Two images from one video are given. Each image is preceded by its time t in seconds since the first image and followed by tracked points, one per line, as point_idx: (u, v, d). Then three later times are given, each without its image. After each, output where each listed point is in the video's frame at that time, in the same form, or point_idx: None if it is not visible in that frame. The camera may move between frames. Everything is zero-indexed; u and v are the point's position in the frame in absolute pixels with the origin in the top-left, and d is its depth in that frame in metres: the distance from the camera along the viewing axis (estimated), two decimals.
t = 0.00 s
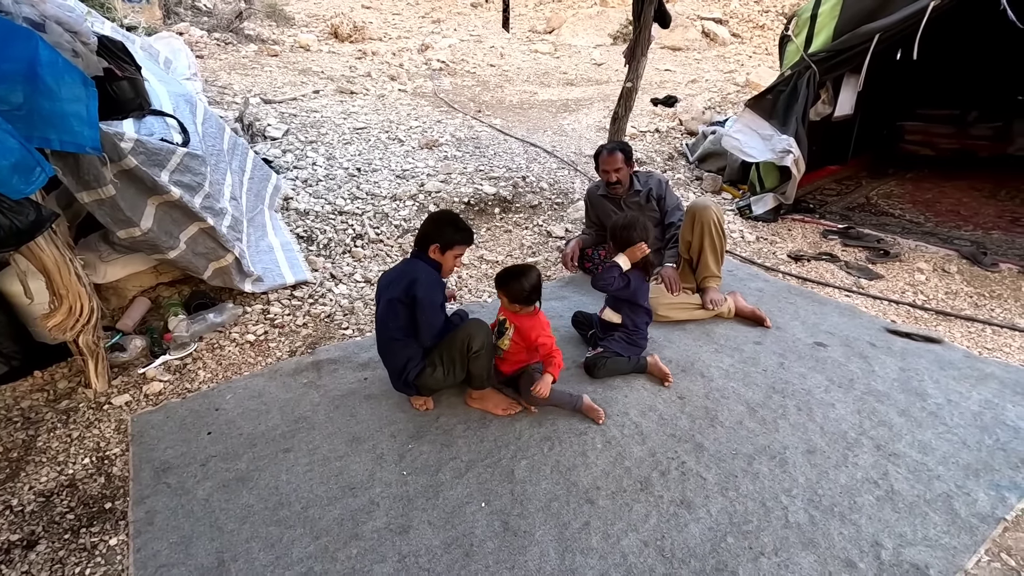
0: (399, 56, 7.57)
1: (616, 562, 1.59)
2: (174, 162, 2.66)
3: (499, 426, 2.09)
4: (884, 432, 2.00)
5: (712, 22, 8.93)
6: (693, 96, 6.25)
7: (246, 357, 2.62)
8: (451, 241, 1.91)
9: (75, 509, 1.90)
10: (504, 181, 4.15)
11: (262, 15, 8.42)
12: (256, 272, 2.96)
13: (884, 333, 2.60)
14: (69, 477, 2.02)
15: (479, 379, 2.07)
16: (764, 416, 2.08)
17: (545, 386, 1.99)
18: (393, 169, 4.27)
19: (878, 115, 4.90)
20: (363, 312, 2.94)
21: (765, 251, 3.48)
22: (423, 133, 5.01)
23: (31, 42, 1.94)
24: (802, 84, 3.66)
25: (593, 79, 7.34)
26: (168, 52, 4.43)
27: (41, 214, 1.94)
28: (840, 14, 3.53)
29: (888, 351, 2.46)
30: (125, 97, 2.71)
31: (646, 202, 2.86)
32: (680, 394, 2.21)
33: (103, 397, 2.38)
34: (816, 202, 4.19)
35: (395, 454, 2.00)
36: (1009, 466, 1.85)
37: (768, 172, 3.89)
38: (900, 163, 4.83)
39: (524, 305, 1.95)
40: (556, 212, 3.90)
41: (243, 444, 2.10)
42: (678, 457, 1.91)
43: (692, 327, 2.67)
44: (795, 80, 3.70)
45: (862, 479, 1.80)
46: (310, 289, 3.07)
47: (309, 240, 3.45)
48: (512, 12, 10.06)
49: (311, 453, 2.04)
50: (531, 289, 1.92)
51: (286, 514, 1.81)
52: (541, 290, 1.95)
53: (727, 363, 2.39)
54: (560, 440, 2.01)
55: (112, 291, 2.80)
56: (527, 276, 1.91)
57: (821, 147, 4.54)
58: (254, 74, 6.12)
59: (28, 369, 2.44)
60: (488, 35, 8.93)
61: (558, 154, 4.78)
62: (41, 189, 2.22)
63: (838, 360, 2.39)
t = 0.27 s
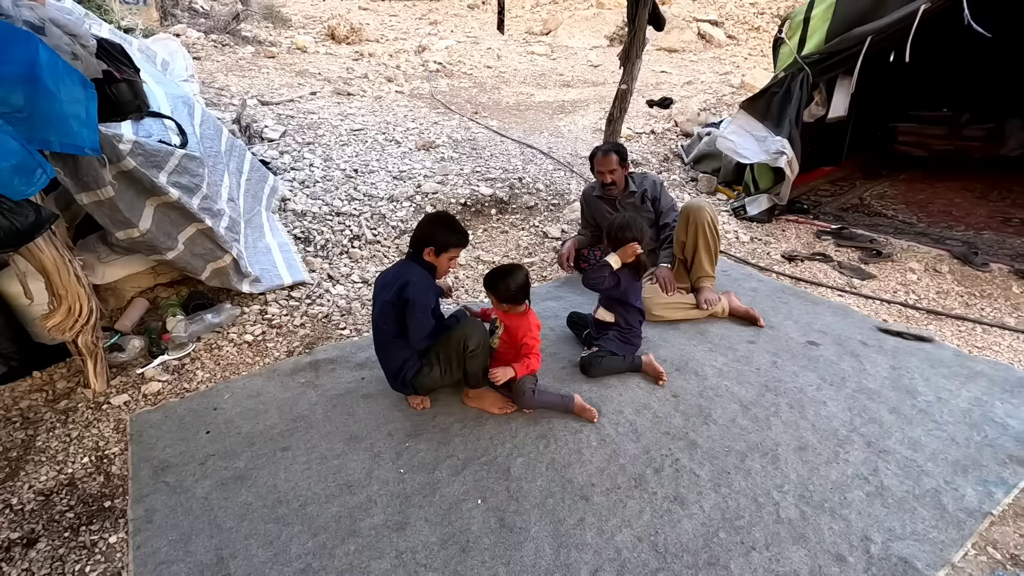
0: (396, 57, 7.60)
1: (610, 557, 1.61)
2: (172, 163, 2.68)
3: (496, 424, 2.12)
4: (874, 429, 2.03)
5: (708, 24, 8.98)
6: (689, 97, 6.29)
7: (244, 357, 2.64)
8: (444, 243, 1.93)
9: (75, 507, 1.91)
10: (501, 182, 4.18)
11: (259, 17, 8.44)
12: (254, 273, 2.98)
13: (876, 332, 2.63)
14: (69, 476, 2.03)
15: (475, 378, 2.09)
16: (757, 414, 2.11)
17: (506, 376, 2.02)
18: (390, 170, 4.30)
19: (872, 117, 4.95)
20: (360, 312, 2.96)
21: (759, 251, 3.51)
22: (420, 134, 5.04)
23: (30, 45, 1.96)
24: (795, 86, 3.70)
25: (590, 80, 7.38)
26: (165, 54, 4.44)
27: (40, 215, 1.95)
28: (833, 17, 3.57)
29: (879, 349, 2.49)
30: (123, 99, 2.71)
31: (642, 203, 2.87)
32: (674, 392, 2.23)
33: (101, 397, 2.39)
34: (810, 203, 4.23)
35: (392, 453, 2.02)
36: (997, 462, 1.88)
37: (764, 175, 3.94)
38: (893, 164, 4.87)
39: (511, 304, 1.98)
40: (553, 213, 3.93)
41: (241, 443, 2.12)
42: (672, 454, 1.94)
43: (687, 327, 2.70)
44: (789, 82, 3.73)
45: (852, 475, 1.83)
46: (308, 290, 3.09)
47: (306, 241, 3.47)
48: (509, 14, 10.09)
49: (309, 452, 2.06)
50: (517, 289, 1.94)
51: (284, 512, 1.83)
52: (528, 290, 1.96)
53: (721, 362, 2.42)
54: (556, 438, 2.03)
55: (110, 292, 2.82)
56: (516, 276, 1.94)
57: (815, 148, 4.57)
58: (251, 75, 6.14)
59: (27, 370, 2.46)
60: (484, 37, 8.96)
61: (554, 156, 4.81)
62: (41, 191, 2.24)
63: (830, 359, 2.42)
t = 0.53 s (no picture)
0: (392, 60, 7.63)
1: (601, 553, 1.64)
2: (168, 166, 2.70)
3: (489, 424, 2.15)
4: (861, 428, 2.06)
5: (703, 26, 9.04)
6: (683, 99, 6.33)
7: (241, 359, 2.66)
8: (437, 246, 1.95)
9: (73, 507, 1.93)
10: (496, 184, 4.21)
11: (255, 19, 8.46)
12: (250, 275, 3.00)
13: (865, 332, 2.66)
14: (66, 476, 2.05)
15: (468, 379, 2.12)
16: (747, 413, 2.14)
17: (506, 380, 2.02)
18: (386, 172, 4.32)
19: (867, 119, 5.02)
20: (356, 314, 2.99)
21: (751, 253, 3.55)
22: (415, 137, 5.07)
23: (29, 50, 1.99)
24: (787, 89, 3.73)
25: (585, 82, 7.42)
26: (161, 57, 4.46)
27: (37, 218, 1.94)
28: (823, 20, 3.61)
29: (868, 349, 2.52)
30: (120, 103, 2.73)
31: (634, 205, 2.91)
32: (666, 392, 2.27)
33: (98, 398, 2.41)
34: (802, 204, 4.27)
35: (386, 452, 2.05)
36: (981, 459, 1.92)
37: (756, 176, 3.95)
38: (885, 166, 4.92)
39: (504, 304, 2.00)
40: (547, 215, 3.96)
41: (237, 443, 2.14)
42: (662, 453, 1.97)
43: (679, 327, 2.73)
44: (781, 85, 3.77)
45: (839, 473, 1.86)
46: (304, 292, 3.12)
47: (302, 243, 3.49)
48: (505, 16, 10.14)
49: (305, 451, 2.08)
50: (511, 289, 1.97)
51: (280, 510, 1.85)
52: (522, 290, 1.99)
53: (712, 362, 2.45)
54: (548, 437, 2.06)
55: (107, 294, 2.84)
56: (507, 277, 1.96)
57: (808, 150, 4.62)
58: (247, 78, 6.16)
59: (24, 371, 2.47)
60: (480, 39, 9.00)
61: (549, 158, 4.84)
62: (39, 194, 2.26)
63: (819, 359, 2.46)
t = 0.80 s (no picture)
0: (383, 66, 7.66)
1: (585, 554, 1.67)
2: (156, 174, 2.70)
3: (477, 428, 2.17)
4: (841, 429, 2.10)
5: (691, 33, 9.14)
6: (670, 106, 6.40)
7: (229, 366, 2.67)
8: (424, 255, 1.97)
9: (60, 515, 1.94)
10: (485, 191, 4.24)
11: (245, 25, 8.47)
12: (238, 282, 3.01)
13: (846, 335, 2.71)
14: (53, 484, 2.06)
15: (454, 385, 2.13)
16: (730, 415, 2.17)
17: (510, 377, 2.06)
18: (375, 179, 4.34)
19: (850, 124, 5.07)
20: (345, 320, 3.00)
21: (736, 257, 3.60)
22: (405, 143, 5.09)
23: (18, 60, 1.99)
24: (770, 96, 3.79)
25: (574, 89, 7.48)
26: (150, 65, 4.47)
27: (24, 227, 2.00)
28: (804, 30, 3.69)
29: (849, 352, 2.57)
30: (108, 112, 2.74)
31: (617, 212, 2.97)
32: (651, 395, 2.30)
33: (86, 406, 2.41)
34: (787, 209, 4.33)
35: (374, 457, 2.07)
36: (956, 458, 1.96)
37: (740, 181, 4.03)
38: (869, 171, 5.00)
39: (487, 309, 2.03)
40: (536, 221, 3.99)
41: (225, 450, 2.15)
42: (646, 455, 1.99)
43: (664, 331, 2.77)
44: (764, 93, 3.82)
45: (819, 473, 1.90)
46: (293, 299, 3.13)
47: (291, 250, 3.50)
48: (496, 23, 10.20)
49: (293, 457, 2.09)
50: (491, 295, 2.00)
51: (268, 516, 1.86)
52: (502, 294, 2.03)
53: (697, 365, 2.49)
54: (535, 441, 2.08)
55: (95, 301, 2.84)
56: (488, 283, 1.99)
57: (792, 156, 4.69)
58: (237, 85, 6.17)
59: (11, 380, 2.47)
60: (470, 46, 9.05)
61: (538, 164, 4.88)
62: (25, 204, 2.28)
63: (802, 362, 2.50)
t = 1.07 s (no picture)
0: (369, 74, 7.68)
1: (571, 552, 1.69)
2: (142, 183, 2.72)
3: (464, 431, 2.18)
4: (821, 426, 2.14)
5: (675, 40, 9.27)
6: (655, 112, 6.48)
7: (216, 372, 2.66)
8: (409, 260, 1.99)
9: (44, 524, 1.93)
10: (471, 197, 4.27)
11: (231, 33, 8.46)
12: (225, 289, 3.01)
13: (827, 334, 2.76)
14: (38, 493, 2.05)
15: (439, 387, 2.15)
16: (713, 414, 2.21)
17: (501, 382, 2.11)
18: (362, 186, 4.36)
19: (829, 130, 5.10)
20: (332, 326, 3.01)
21: (720, 260, 3.66)
22: (392, 150, 5.12)
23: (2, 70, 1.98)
24: (751, 102, 3.86)
25: (560, 96, 7.55)
26: (135, 73, 4.46)
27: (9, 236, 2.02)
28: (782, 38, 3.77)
29: (829, 351, 2.62)
30: (94, 121, 2.75)
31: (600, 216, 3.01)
32: (636, 396, 2.33)
33: (70, 415, 2.40)
34: (769, 213, 4.41)
35: (362, 461, 2.08)
36: (931, 452, 2.01)
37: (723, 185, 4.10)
38: (850, 174, 5.08)
39: (473, 313, 2.05)
40: (522, 226, 4.03)
41: (213, 456, 2.15)
42: (631, 455, 2.02)
43: (649, 333, 2.80)
44: (744, 99, 3.90)
45: (799, 469, 1.94)
46: (280, 305, 3.13)
47: (278, 256, 3.51)
48: (482, 31, 10.28)
49: (281, 462, 2.10)
50: (476, 299, 2.02)
51: (256, 521, 1.87)
52: (487, 299, 2.05)
53: (681, 366, 2.53)
54: (522, 442, 2.10)
55: (79, 310, 2.83)
56: (474, 287, 2.02)
57: (774, 160, 4.77)
58: (223, 93, 6.17)
59: None
60: (457, 54, 9.11)
61: (524, 170, 4.92)
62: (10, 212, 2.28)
63: (783, 361, 2.54)
